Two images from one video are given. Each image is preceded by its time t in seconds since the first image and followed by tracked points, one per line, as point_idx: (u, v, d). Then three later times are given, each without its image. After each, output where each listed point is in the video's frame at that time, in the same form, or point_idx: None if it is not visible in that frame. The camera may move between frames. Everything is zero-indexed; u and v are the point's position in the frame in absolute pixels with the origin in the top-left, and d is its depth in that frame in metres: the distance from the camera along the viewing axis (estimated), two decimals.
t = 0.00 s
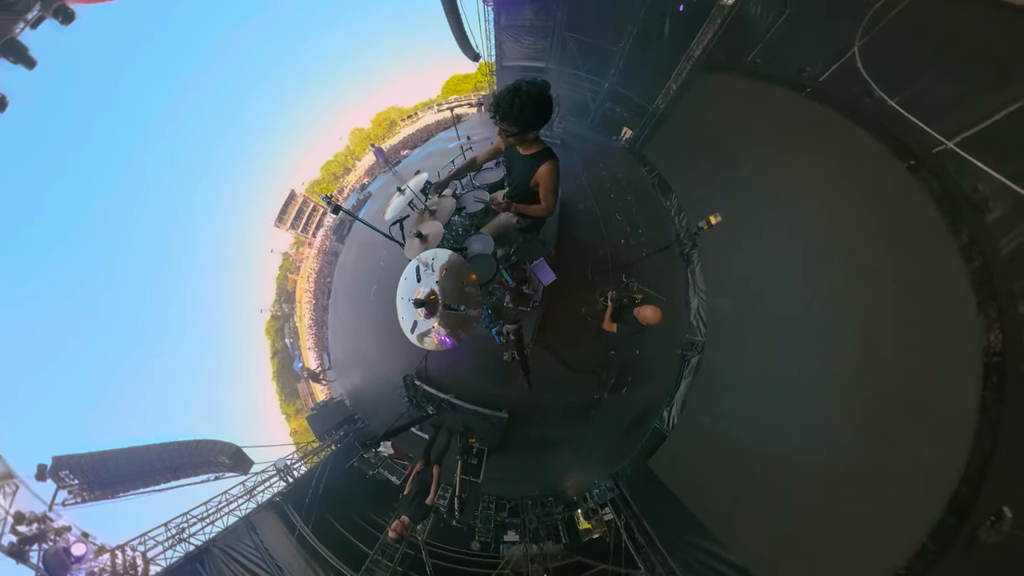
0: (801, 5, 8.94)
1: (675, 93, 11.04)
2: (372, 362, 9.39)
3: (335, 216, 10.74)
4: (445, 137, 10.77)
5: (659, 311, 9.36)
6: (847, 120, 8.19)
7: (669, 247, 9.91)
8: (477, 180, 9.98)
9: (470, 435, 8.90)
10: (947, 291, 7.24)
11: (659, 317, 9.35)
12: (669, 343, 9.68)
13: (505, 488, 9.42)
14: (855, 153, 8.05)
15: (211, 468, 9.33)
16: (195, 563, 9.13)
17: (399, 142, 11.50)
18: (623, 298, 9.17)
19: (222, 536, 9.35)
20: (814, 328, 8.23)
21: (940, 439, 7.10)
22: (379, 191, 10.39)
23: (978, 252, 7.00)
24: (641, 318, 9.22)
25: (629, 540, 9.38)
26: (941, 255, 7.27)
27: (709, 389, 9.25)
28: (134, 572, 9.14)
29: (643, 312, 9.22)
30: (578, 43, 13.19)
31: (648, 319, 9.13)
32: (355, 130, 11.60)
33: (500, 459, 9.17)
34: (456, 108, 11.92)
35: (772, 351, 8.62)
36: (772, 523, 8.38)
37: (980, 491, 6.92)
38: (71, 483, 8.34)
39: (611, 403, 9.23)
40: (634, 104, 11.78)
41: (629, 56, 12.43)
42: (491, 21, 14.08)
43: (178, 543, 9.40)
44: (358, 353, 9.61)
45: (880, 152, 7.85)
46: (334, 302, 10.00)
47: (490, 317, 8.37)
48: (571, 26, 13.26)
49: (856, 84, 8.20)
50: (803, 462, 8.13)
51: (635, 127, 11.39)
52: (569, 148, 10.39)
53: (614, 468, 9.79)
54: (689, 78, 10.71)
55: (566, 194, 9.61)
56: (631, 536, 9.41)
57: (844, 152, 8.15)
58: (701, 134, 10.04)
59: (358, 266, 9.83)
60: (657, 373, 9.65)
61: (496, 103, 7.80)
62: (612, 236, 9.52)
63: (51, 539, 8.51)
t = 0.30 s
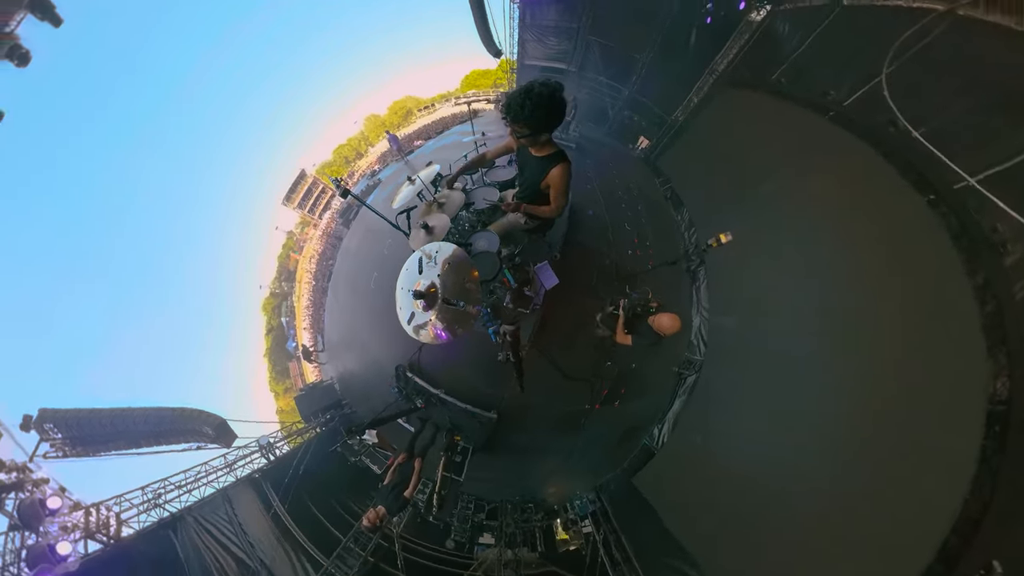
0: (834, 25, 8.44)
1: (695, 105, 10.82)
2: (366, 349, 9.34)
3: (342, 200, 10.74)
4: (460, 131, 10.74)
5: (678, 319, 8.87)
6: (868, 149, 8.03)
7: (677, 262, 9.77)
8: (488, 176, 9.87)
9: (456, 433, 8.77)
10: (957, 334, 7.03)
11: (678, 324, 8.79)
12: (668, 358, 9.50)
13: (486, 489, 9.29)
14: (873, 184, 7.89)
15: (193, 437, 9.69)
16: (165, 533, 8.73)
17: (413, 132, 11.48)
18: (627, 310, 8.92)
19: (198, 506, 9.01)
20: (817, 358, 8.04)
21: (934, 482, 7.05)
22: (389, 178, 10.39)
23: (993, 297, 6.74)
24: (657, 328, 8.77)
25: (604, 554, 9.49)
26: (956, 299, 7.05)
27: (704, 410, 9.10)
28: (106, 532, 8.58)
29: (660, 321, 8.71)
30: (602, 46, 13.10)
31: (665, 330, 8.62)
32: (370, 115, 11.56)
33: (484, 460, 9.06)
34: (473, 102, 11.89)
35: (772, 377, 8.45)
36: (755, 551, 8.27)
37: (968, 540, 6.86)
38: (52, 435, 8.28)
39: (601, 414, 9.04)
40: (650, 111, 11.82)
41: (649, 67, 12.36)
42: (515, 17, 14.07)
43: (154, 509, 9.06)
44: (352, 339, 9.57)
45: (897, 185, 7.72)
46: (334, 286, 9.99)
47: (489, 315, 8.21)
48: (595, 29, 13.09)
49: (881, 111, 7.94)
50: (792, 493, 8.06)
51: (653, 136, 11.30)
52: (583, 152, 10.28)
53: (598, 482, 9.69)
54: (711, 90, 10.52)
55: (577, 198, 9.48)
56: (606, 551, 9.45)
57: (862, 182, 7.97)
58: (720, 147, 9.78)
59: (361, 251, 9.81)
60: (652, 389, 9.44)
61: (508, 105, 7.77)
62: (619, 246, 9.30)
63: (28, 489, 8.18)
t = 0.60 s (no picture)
0: (858, 52, 8.40)
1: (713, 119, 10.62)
2: (360, 335, 9.32)
3: (351, 184, 10.76)
4: (475, 126, 10.73)
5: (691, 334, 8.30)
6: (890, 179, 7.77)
7: (681, 277, 9.58)
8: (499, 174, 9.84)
9: (442, 428, 8.66)
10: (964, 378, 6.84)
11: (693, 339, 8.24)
12: (664, 374, 9.29)
13: (466, 487, 9.18)
14: (889, 216, 7.64)
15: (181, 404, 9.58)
16: (143, 496, 8.31)
17: (428, 123, 11.47)
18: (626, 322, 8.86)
19: (177, 474, 8.65)
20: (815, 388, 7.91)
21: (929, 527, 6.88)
22: (400, 167, 10.40)
23: (1003, 343, 6.57)
24: (670, 342, 8.27)
25: (581, 568, 9.18)
26: (965, 345, 6.83)
27: (695, 432, 8.87)
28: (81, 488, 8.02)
29: (671, 334, 8.23)
30: (624, 54, 13.14)
31: (676, 342, 8.08)
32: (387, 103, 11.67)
33: (467, 459, 8.96)
34: (492, 99, 11.84)
35: (769, 405, 8.27)
36: None
37: None
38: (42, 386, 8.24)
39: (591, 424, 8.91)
40: (668, 122, 11.63)
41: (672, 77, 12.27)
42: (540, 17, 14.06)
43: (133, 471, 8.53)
44: (347, 324, 9.55)
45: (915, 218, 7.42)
46: (335, 269, 10.01)
47: (487, 314, 8.03)
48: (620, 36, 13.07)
49: (905, 141, 7.67)
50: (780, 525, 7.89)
51: (670, 147, 11.11)
52: (596, 157, 10.20)
53: (579, 493, 9.53)
54: (733, 106, 10.28)
55: (586, 204, 9.37)
56: (584, 565, 9.14)
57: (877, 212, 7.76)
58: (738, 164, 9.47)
59: (365, 238, 9.79)
60: (645, 403, 9.26)
61: (522, 105, 7.67)
62: (625, 256, 9.24)
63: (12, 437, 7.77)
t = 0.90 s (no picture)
0: (884, 81, 8.09)
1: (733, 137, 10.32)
2: (356, 321, 9.29)
3: (362, 169, 10.74)
4: (491, 123, 10.69)
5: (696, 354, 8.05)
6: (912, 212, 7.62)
7: (687, 292, 9.27)
8: (511, 173, 9.78)
9: (428, 422, 8.63)
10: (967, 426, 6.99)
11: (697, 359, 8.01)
12: (659, 392, 8.99)
13: (446, 484, 9.09)
14: (905, 251, 7.61)
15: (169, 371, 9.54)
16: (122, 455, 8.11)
17: (445, 115, 11.41)
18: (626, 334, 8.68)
19: (159, 438, 8.58)
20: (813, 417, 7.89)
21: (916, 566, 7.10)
22: (412, 157, 10.38)
23: (1010, 390, 6.81)
24: (673, 359, 8.03)
25: None
26: (968, 389, 7.03)
27: (686, 452, 8.74)
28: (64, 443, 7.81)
29: (675, 351, 8.02)
30: (647, 60, 12.82)
31: (678, 360, 7.85)
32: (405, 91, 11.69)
33: (450, 456, 8.86)
34: (510, 97, 11.76)
35: (766, 433, 8.20)
36: None
37: None
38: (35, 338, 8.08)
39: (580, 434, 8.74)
40: (685, 134, 11.32)
41: (693, 91, 11.82)
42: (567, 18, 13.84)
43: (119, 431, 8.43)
44: (345, 308, 9.52)
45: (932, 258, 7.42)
46: (338, 253, 10.00)
47: (486, 312, 7.98)
48: (645, 44, 12.73)
49: (927, 176, 7.51)
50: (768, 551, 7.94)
51: (684, 161, 10.82)
52: (609, 164, 10.02)
53: (560, 503, 9.38)
54: (754, 124, 10.07)
55: (596, 211, 9.21)
56: None
57: (893, 248, 7.74)
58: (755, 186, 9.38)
59: (371, 224, 9.77)
60: (637, 418, 9.05)
61: (538, 103, 7.58)
62: (629, 268, 8.99)
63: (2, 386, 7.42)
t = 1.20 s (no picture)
0: (912, 108, 7.95)
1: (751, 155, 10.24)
2: (354, 306, 9.26)
3: (375, 156, 10.72)
4: (507, 121, 10.62)
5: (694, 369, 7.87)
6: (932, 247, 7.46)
7: (689, 309, 9.06)
8: (522, 173, 9.71)
9: (416, 416, 8.52)
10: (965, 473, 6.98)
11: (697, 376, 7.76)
12: (649, 409, 8.79)
13: (426, 479, 8.95)
14: (917, 292, 7.52)
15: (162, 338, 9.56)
16: (108, 417, 7.78)
17: (460, 109, 11.37)
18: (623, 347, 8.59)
19: (146, 403, 8.30)
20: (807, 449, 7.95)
21: None
22: (425, 148, 10.34)
23: (1012, 440, 6.79)
24: (670, 375, 7.75)
25: None
26: (970, 436, 6.97)
27: (673, 470, 8.61)
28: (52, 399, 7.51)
29: (674, 367, 7.74)
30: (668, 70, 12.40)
31: (676, 376, 7.59)
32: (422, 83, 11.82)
33: (433, 451, 8.74)
34: (529, 96, 11.73)
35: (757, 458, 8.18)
36: None
37: None
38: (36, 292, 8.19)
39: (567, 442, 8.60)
40: (701, 147, 11.09)
41: (716, 104, 11.63)
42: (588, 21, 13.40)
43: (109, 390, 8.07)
44: (344, 293, 9.51)
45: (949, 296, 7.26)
46: (342, 237, 9.99)
47: (484, 311, 7.86)
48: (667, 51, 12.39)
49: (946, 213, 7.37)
50: None
51: (699, 176, 10.59)
52: (622, 172, 9.88)
53: (541, 510, 9.20)
54: (776, 144, 9.86)
55: (606, 218, 9.01)
56: None
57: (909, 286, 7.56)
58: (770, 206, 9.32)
59: (378, 211, 9.74)
60: (625, 433, 8.88)
61: (556, 104, 7.52)
62: (632, 280, 8.77)
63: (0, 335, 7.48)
